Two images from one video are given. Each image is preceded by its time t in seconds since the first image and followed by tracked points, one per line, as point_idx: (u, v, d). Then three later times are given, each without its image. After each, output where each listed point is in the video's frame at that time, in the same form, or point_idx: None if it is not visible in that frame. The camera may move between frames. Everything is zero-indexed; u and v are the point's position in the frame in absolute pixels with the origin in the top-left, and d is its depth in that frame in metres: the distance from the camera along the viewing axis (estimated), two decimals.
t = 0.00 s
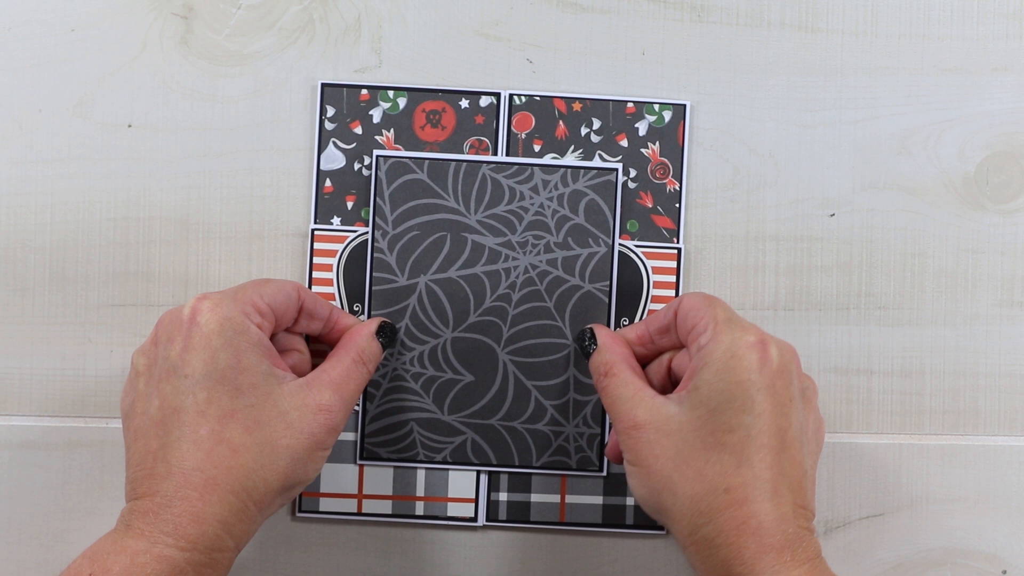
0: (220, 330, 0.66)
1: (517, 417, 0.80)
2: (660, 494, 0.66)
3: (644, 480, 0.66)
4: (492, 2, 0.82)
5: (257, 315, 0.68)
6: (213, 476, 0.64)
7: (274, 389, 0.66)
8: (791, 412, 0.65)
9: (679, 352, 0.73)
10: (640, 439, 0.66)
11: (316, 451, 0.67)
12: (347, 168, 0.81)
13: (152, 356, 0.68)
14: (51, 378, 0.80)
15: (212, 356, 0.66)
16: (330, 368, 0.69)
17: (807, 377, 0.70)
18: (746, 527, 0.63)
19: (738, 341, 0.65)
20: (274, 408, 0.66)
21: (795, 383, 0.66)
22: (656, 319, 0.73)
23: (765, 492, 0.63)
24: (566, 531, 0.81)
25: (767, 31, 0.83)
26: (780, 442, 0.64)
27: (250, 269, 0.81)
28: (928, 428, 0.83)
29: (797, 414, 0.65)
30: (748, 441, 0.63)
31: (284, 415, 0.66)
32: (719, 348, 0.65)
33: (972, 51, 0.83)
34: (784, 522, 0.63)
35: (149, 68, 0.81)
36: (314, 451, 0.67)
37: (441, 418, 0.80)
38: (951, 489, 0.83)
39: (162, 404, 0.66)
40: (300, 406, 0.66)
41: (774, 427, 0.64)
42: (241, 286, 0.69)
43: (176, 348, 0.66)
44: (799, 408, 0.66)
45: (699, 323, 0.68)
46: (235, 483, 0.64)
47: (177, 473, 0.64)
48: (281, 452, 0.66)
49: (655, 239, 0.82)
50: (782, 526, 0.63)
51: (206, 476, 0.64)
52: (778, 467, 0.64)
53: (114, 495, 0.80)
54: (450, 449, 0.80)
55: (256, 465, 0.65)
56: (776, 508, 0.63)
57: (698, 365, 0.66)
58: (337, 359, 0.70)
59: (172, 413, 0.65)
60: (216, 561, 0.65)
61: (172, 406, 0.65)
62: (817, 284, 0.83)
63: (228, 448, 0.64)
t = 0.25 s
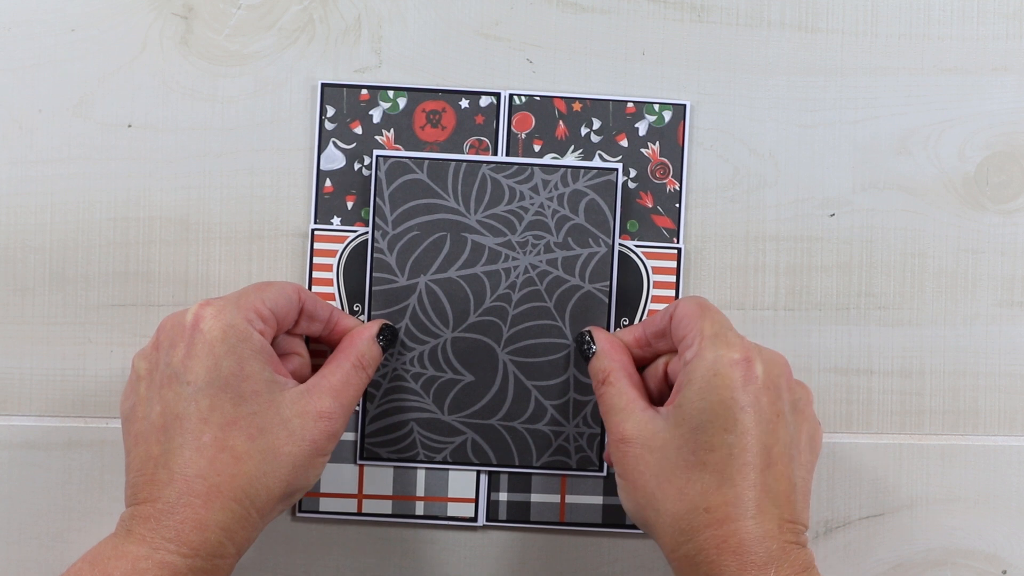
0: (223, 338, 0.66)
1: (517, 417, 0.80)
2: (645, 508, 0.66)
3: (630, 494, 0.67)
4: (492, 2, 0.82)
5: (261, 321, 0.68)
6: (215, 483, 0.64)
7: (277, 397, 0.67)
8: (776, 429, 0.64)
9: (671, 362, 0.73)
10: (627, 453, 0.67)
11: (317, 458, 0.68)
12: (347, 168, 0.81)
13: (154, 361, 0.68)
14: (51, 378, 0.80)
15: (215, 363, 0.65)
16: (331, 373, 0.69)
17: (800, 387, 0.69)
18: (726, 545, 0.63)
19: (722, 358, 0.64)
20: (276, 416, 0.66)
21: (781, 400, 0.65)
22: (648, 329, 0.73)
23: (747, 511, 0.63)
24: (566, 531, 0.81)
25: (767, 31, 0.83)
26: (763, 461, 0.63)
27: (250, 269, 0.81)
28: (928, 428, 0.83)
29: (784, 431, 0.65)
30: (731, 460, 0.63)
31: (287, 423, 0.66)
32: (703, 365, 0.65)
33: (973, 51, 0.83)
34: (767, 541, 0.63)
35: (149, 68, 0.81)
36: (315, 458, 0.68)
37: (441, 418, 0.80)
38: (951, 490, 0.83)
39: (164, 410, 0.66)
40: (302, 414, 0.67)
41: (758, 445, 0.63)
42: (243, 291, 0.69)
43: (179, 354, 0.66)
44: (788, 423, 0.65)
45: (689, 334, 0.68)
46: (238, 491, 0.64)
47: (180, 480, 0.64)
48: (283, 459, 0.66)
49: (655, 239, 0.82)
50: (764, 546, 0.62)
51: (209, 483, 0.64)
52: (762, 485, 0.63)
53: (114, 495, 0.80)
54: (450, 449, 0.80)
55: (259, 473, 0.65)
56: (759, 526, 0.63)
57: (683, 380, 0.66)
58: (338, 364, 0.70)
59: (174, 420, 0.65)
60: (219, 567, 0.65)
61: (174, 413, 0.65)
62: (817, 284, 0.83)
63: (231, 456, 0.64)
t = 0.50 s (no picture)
0: (223, 334, 0.66)
1: (517, 417, 0.80)
2: (655, 500, 0.66)
3: (640, 486, 0.66)
4: (492, 2, 0.82)
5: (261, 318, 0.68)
6: (215, 479, 0.64)
7: (277, 392, 0.67)
8: (783, 418, 0.65)
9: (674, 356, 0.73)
10: (635, 445, 0.66)
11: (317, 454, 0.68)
12: (347, 168, 0.81)
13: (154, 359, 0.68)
14: (51, 378, 0.80)
15: (215, 360, 0.65)
16: (332, 371, 0.69)
17: (804, 379, 0.69)
18: (739, 534, 0.62)
19: (731, 347, 0.64)
20: (276, 412, 0.66)
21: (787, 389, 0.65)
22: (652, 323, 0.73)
23: (758, 499, 0.63)
24: (566, 531, 0.81)
25: (767, 31, 0.83)
26: (772, 449, 0.64)
27: (250, 269, 0.81)
28: (928, 428, 0.83)
29: (791, 420, 0.65)
30: (742, 448, 0.63)
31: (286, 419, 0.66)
32: (712, 355, 0.65)
33: (972, 51, 0.83)
34: (778, 529, 0.63)
35: (149, 68, 0.81)
36: (315, 454, 0.68)
37: (441, 418, 0.80)
38: (951, 489, 0.83)
39: (165, 407, 0.66)
40: (302, 410, 0.67)
41: (767, 434, 0.64)
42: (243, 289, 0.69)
43: (179, 352, 0.66)
44: (794, 413, 0.66)
45: (695, 327, 0.68)
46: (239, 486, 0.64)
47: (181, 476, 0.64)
48: (283, 456, 0.66)
49: (655, 239, 0.82)
50: (776, 533, 0.62)
51: (210, 480, 0.64)
52: (772, 473, 0.63)
53: (114, 495, 0.80)
54: (450, 449, 0.80)
55: (259, 469, 0.65)
56: (770, 514, 0.63)
57: (692, 371, 0.66)
58: (338, 362, 0.70)
59: (175, 417, 0.65)
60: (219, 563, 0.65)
61: (175, 410, 0.65)
62: (817, 284, 0.83)
63: (231, 452, 0.64)
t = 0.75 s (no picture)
0: (224, 333, 0.66)
1: (517, 417, 0.80)
2: (656, 499, 0.66)
3: (641, 485, 0.66)
4: (492, 2, 0.82)
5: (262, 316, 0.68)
6: (214, 478, 0.64)
7: (277, 391, 0.67)
8: (784, 418, 0.65)
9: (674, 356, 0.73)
10: (637, 444, 0.66)
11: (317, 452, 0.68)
12: (347, 168, 0.81)
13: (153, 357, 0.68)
14: (51, 378, 0.80)
15: (215, 359, 0.65)
16: (331, 370, 0.69)
17: (804, 379, 0.70)
18: (741, 532, 0.63)
19: (733, 346, 0.64)
20: (276, 411, 0.66)
21: (788, 388, 0.66)
22: (652, 323, 0.73)
23: (760, 497, 0.63)
24: (566, 531, 0.81)
25: (767, 31, 0.83)
26: (774, 448, 0.64)
27: (250, 269, 0.81)
28: (928, 428, 0.83)
29: (792, 419, 0.66)
30: (743, 446, 0.63)
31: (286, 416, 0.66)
32: (714, 353, 0.65)
33: (973, 51, 0.83)
34: (779, 527, 0.63)
35: (149, 68, 0.81)
36: (314, 453, 0.67)
37: (441, 418, 0.80)
38: (951, 490, 0.83)
39: (164, 405, 0.66)
40: (301, 409, 0.67)
41: (769, 432, 0.64)
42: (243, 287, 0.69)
43: (179, 350, 0.66)
44: (795, 413, 0.66)
45: (696, 327, 0.68)
46: (238, 485, 0.64)
47: (179, 474, 0.64)
48: (282, 454, 0.66)
49: (655, 239, 0.82)
50: (778, 531, 0.63)
51: (208, 478, 0.64)
52: (774, 472, 0.64)
53: (114, 495, 0.80)
54: (450, 449, 0.80)
55: (258, 468, 0.65)
56: (771, 513, 0.63)
57: (694, 369, 0.66)
58: (338, 361, 0.70)
59: (174, 415, 0.65)
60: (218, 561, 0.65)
61: (174, 408, 0.65)
62: (817, 284, 0.83)
63: (230, 451, 0.64)
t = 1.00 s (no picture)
0: (226, 341, 0.65)
1: (517, 417, 0.80)
2: (659, 496, 0.66)
3: (644, 482, 0.66)
4: (492, 2, 0.82)
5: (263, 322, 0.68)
6: (219, 487, 0.64)
7: (280, 399, 0.67)
8: (788, 415, 0.65)
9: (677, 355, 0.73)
10: (640, 442, 0.66)
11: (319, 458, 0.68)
12: (347, 168, 0.81)
13: (154, 364, 0.68)
14: (50, 378, 0.80)
15: (217, 367, 0.65)
16: (333, 375, 0.69)
17: (807, 378, 0.69)
18: (744, 529, 0.63)
19: (736, 344, 0.64)
20: (278, 418, 0.66)
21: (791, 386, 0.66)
22: (654, 322, 0.73)
23: (763, 494, 0.63)
24: (566, 531, 0.81)
25: (767, 31, 0.83)
26: (777, 445, 0.64)
27: (250, 269, 0.81)
28: (928, 428, 0.83)
29: (795, 417, 0.66)
30: (747, 443, 0.63)
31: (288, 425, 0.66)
32: (717, 351, 0.65)
33: (972, 51, 0.83)
34: (782, 524, 0.63)
35: (149, 68, 0.81)
36: (317, 459, 0.68)
37: (441, 418, 0.80)
38: (951, 489, 0.83)
39: (165, 414, 0.66)
40: (304, 416, 0.67)
41: (772, 429, 0.64)
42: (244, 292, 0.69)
43: (180, 357, 0.66)
44: (797, 411, 0.66)
45: (698, 326, 0.68)
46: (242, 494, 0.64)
47: (183, 483, 0.64)
48: (286, 462, 0.66)
49: (655, 239, 0.82)
50: (781, 528, 0.63)
51: (213, 487, 0.64)
52: (777, 469, 0.64)
53: (114, 495, 0.80)
54: (450, 449, 0.80)
55: (263, 476, 0.65)
56: (774, 510, 0.63)
57: (696, 367, 0.66)
58: (340, 366, 0.70)
59: (176, 424, 0.65)
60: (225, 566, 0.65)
61: (176, 417, 0.65)
62: (817, 285, 0.83)
63: (234, 459, 0.64)
